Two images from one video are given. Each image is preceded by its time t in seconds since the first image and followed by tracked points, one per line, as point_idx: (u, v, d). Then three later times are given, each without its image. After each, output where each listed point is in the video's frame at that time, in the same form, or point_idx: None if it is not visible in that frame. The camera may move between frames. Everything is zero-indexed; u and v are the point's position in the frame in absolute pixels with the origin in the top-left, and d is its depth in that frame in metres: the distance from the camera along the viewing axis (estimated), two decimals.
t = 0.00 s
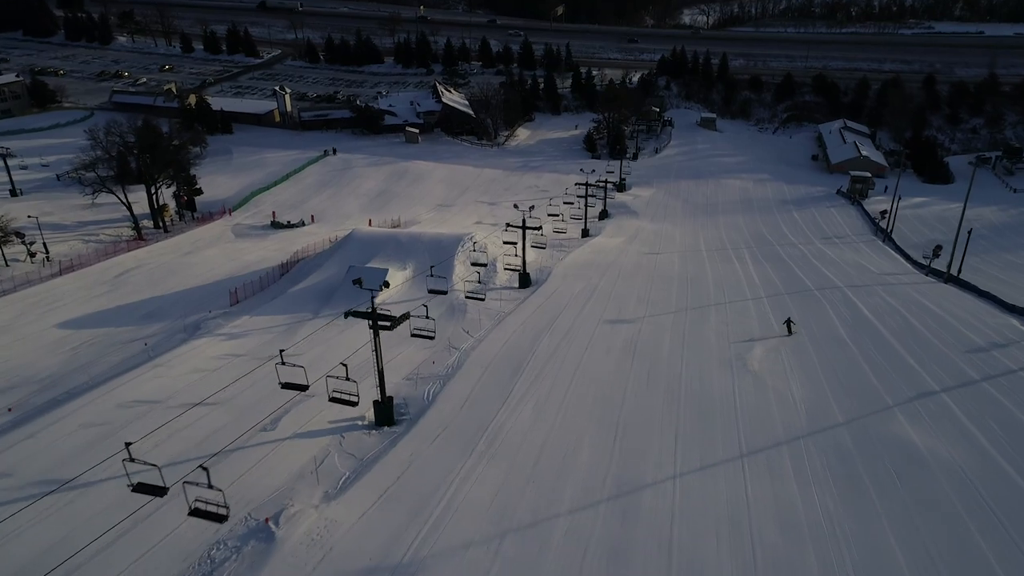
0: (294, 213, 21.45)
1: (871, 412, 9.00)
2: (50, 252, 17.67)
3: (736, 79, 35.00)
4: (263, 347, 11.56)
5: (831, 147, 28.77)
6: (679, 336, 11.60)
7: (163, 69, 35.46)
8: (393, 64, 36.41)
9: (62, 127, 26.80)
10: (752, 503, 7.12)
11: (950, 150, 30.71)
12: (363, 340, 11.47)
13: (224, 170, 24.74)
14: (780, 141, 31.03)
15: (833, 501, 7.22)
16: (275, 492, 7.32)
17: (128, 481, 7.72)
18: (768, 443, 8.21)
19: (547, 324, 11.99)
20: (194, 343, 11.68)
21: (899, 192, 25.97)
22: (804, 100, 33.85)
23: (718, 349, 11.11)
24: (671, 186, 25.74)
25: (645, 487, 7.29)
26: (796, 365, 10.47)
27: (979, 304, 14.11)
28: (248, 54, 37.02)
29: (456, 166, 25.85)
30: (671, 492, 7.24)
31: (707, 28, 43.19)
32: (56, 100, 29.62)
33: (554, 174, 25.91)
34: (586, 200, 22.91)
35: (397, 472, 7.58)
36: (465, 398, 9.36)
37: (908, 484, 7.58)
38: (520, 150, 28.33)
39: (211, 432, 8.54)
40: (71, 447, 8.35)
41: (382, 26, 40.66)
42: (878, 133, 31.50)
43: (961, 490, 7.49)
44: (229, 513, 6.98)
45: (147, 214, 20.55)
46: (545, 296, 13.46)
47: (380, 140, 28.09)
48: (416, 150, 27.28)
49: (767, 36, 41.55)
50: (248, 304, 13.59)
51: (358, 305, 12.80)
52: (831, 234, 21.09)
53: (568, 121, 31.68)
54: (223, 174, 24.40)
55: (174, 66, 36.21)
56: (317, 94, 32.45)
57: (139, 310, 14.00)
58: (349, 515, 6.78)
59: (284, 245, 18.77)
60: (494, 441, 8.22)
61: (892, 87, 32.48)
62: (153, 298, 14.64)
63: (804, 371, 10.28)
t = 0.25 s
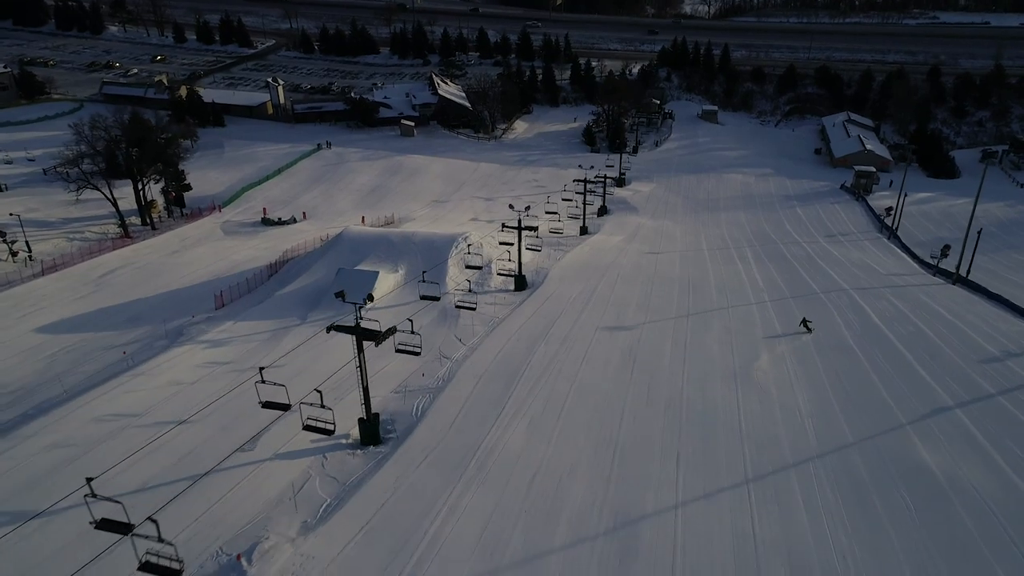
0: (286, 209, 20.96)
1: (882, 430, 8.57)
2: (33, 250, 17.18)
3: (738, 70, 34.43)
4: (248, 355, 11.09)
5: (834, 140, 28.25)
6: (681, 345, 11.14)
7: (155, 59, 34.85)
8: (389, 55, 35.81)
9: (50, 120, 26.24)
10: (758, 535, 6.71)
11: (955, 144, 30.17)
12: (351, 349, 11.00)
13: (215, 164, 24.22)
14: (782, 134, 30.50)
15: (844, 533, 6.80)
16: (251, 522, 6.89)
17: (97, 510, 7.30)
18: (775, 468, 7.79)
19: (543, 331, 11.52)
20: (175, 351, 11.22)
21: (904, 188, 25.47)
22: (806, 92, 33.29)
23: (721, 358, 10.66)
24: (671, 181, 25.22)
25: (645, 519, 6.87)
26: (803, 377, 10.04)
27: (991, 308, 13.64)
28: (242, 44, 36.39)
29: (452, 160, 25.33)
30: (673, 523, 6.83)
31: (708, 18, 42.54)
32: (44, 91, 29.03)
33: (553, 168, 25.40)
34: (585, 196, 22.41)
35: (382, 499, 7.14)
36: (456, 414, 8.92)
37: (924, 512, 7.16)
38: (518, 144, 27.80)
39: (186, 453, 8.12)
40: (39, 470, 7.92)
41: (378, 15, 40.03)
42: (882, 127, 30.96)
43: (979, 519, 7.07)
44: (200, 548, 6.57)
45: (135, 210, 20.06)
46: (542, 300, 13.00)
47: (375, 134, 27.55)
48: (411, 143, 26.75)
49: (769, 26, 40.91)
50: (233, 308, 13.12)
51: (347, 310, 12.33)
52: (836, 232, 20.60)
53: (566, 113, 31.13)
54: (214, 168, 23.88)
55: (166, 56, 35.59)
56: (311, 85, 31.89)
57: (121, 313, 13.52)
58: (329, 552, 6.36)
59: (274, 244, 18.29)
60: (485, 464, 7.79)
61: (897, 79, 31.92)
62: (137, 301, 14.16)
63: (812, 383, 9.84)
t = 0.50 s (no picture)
0: (277, 205, 20.46)
1: (896, 451, 8.11)
2: (17, 249, 16.71)
3: (740, 62, 33.87)
4: (230, 365, 10.63)
5: (837, 133, 27.72)
6: (681, 353, 10.66)
7: (147, 50, 34.26)
8: (385, 45, 35.22)
9: (37, 112, 25.69)
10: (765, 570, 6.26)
11: (961, 137, 29.64)
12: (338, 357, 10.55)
13: (205, 158, 23.70)
14: (785, 127, 29.97)
15: (857, 566, 6.37)
16: (224, 557, 6.48)
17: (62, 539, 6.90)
18: (782, 493, 7.33)
19: (539, 338, 11.06)
20: (155, 360, 10.79)
21: (909, 183, 24.98)
22: (809, 84, 32.74)
23: (724, 369, 10.18)
24: (672, 175, 24.73)
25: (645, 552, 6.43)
26: (810, 391, 9.57)
27: (1002, 312, 13.18)
28: (236, 34, 35.79)
29: (448, 154, 24.81)
30: (675, 556, 6.39)
31: (710, 8, 41.92)
32: (32, 82, 28.45)
33: (551, 162, 24.88)
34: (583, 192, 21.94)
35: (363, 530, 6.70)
36: (445, 433, 8.44)
37: (941, 541, 6.72)
38: (515, 137, 27.28)
39: (157, 478, 7.71)
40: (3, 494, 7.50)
41: (375, 5, 39.41)
42: (887, 119, 30.43)
43: (1000, 548, 6.64)
44: None
45: (121, 207, 19.56)
46: (537, 304, 12.53)
47: (370, 127, 27.03)
48: (406, 137, 26.23)
49: (772, 16, 40.29)
50: (218, 312, 12.66)
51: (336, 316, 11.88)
52: (840, 229, 20.13)
53: (565, 106, 30.60)
54: (204, 162, 23.36)
55: (158, 46, 34.98)
56: (305, 76, 31.32)
57: (102, 317, 13.05)
58: None
59: (264, 242, 17.81)
60: (476, 489, 7.33)
61: (902, 70, 31.36)
62: (120, 304, 13.71)
63: (820, 397, 9.37)
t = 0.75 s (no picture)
0: (268, 202, 19.97)
1: (908, 473, 7.71)
2: None
3: (741, 53, 33.30)
4: (212, 376, 10.20)
5: (841, 126, 27.21)
6: (682, 364, 10.23)
7: (138, 40, 33.65)
8: (381, 36, 34.63)
9: (24, 104, 25.12)
10: None
11: (967, 130, 29.12)
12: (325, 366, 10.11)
13: (196, 152, 23.18)
14: (787, 120, 29.46)
15: None
16: None
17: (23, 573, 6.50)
18: (789, 522, 6.93)
19: (534, 347, 10.62)
20: (134, 370, 10.36)
21: (915, 178, 24.49)
22: (812, 76, 32.19)
23: (727, 380, 9.76)
24: (672, 170, 24.23)
25: None
26: (818, 404, 9.15)
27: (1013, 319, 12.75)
28: (229, 25, 35.18)
29: (444, 148, 24.31)
30: None
31: None
32: (21, 73, 27.88)
33: (549, 157, 24.37)
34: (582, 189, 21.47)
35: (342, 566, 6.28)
36: (434, 453, 8.00)
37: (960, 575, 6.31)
38: (513, 130, 26.76)
39: (127, 505, 7.30)
40: None
41: None
42: (891, 112, 29.89)
43: None
44: None
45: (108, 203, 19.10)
46: (533, 309, 12.07)
47: (365, 119, 26.50)
48: (402, 131, 25.71)
49: (774, 7, 39.68)
50: (203, 317, 12.22)
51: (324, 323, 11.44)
52: (845, 227, 19.66)
53: (564, 98, 30.05)
54: (195, 156, 22.84)
55: (150, 36, 34.36)
56: (299, 67, 30.76)
57: (82, 322, 12.59)
58: None
59: (253, 240, 17.35)
60: (465, 518, 6.92)
61: (907, 62, 30.81)
62: (102, 307, 13.25)
63: (829, 412, 8.96)
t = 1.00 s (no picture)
0: (258, 199, 19.47)
1: (923, 505, 7.27)
2: None
3: (744, 45, 32.72)
4: (191, 389, 9.73)
5: (845, 121, 26.67)
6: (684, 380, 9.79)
7: (130, 30, 33.02)
8: (377, 27, 34.03)
9: (10, 96, 24.54)
10: None
11: (974, 124, 28.56)
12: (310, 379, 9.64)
13: (186, 146, 22.66)
14: (790, 113, 28.91)
15: None
16: None
17: None
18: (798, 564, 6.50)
19: (528, 359, 10.15)
20: (110, 382, 9.89)
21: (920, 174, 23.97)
22: (816, 68, 31.62)
23: (731, 401, 9.33)
24: (673, 165, 23.72)
25: None
26: (827, 429, 8.73)
27: None
28: (223, 15, 34.56)
29: (440, 143, 23.78)
30: None
31: None
32: (8, 64, 27.30)
33: (547, 151, 23.85)
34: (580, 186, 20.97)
35: None
36: (420, 481, 7.56)
37: None
38: (511, 124, 26.22)
39: (92, 537, 6.88)
40: None
41: None
42: (896, 105, 29.33)
43: None
44: None
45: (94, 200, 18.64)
46: (529, 316, 11.60)
47: (360, 113, 25.96)
48: (397, 124, 25.17)
49: None
50: (185, 325, 11.76)
51: (311, 332, 10.97)
52: (850, 226, 19.17)
53: (563, 91, 29.49)
54: (185, 151, 22.33)
55: (142, 26, 33.74)
56: (293, 59, 30.19)
57: (59, 328, 12.12)
58: None
59: (242, 239, 16.85)
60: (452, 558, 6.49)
61: (912, 55, 30.24)
62: (81, 311, 12.76)
63: (837, 437, 8.55)
